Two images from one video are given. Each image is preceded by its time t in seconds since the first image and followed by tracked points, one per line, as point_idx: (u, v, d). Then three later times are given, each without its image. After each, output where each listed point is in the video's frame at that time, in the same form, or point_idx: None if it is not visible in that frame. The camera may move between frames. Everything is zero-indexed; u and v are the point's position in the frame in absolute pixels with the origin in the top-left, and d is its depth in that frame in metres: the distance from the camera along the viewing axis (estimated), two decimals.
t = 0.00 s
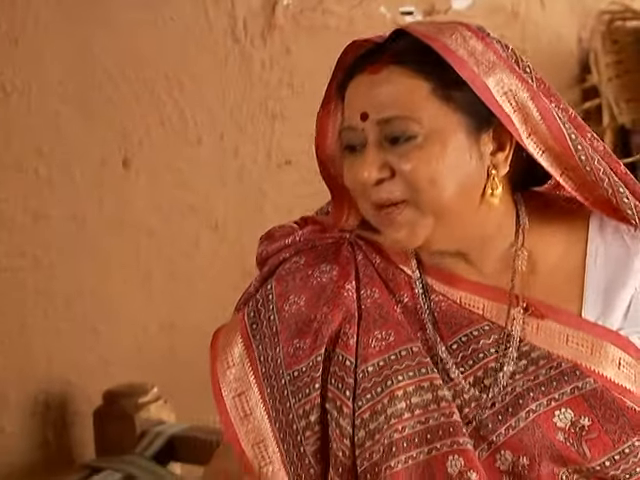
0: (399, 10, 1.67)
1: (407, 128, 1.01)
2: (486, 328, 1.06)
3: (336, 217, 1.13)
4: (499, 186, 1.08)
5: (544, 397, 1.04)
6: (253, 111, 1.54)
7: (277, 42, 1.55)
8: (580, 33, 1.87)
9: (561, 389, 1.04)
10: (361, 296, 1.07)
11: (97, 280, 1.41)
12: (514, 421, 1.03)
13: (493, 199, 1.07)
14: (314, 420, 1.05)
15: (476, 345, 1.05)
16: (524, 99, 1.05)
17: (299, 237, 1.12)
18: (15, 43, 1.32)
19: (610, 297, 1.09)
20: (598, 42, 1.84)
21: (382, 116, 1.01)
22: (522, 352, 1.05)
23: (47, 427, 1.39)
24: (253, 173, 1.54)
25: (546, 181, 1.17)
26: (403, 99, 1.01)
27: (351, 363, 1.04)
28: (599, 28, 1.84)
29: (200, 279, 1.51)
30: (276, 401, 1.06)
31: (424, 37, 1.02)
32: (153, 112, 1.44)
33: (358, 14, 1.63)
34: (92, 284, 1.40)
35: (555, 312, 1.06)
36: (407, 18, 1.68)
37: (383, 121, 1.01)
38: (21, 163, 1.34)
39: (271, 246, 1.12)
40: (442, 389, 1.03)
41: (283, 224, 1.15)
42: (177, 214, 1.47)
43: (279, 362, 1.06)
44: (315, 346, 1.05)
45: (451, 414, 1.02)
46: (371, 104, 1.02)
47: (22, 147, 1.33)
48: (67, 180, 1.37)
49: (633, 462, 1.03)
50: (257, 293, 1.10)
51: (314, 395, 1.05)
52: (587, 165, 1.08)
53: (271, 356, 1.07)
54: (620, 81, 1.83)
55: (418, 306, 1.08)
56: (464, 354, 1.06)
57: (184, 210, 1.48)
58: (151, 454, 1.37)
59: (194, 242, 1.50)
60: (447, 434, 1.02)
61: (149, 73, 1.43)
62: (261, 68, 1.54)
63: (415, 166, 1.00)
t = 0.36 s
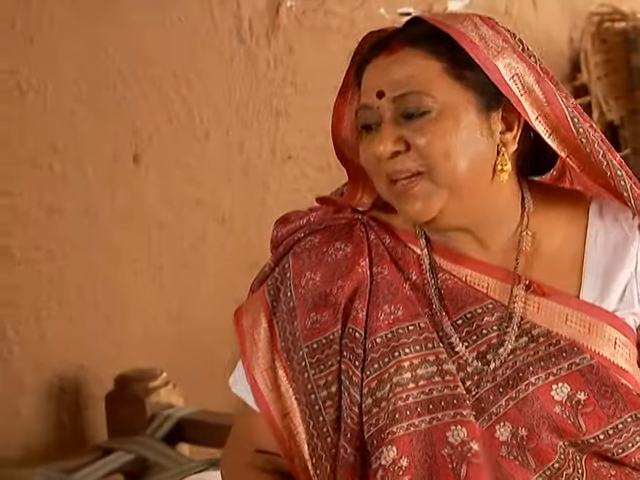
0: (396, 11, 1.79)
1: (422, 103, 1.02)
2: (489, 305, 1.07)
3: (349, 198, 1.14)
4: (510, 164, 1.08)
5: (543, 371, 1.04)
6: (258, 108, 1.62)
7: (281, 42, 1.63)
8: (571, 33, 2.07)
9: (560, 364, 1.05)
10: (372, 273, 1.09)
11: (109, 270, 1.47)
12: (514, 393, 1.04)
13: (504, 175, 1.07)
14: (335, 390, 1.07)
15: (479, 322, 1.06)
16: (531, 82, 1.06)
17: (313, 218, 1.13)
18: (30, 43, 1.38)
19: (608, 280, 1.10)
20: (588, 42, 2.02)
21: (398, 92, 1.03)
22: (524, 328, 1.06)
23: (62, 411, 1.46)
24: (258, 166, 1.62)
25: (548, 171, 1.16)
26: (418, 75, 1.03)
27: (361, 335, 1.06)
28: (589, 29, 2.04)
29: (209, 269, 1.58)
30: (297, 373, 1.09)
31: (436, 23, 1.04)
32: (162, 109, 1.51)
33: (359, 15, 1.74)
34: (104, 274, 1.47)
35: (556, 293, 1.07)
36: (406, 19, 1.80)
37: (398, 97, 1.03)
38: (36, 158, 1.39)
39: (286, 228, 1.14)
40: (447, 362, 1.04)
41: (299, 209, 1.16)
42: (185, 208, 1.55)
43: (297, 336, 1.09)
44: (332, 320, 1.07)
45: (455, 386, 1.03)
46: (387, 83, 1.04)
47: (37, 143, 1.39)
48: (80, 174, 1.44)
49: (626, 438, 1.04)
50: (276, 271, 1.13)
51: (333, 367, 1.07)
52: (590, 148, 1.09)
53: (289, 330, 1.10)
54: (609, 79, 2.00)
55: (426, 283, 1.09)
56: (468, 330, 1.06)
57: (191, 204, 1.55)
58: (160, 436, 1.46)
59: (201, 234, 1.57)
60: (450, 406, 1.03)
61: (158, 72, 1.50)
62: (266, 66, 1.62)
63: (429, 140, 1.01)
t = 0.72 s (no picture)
0: (396, 15, 1.82)
1: (422, 112, 1.05)
2: (487, 299, 1.09)
3: (355, 199, 1.16)
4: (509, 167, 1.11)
5: (539, 361, 1.07)
6: (264, 108, 1.68)
7: (286, 45, 1.69)
8: (563, 37, 2.07)
9: (555, 355, 1.07)
10: (377, 266, 1.11)
11: (122, 261, 1.55)
12: (512, 381, 1.06)
13: (502, 175, 1.10)
14: (341, 377, 1.09)
15: (478, 314, 1.08)
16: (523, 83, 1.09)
17: (319, 213, 1.15)
18: (46, 45, 1.45)
19: (601, 275, 1.12)
20: (579, 45, 2.04)
21: (399, 102, 1.06)
22: (520, 321, 1.08)
23: (77, 396, 1.53)
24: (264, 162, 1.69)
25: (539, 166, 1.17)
26: (417, 85, 1.05)
27: (366, 325, 1.08)
28: (580, 32, 2.05)
29: (217, 261, 1.65)
30: (304, 361, 1.11)
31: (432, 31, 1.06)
32: (173, 109, 1.58)
33: (358, 19, 1.78)
34: (116, 265, 1.54)
35: (550, 286, 1.11)
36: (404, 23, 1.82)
37: (399, 107, 1.06)
38: (52, 155, 1.47)
39: (293, 222, 1.16)
40: (448, 351, 1.06)
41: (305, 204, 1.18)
42: (194, 202, 1.62)
43: (304, 326, 1.10)
44: (337, 310, 1.09)
45: (455, 374, 1.05)
46: (387, 93, 1.06)
47: (54, 140, 1.47)
48: (94, 170, 1.51)
49: (618, 426, 1.07)
50: (284, 263, 1.15)
51: (339, 355, 1.09)
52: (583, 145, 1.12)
53: (295, 320, 1.11)
54: (600, 81, 2.04)
55: (427, 277, 1.11)
56: (468, 322, 1.08)
57: (200, 199, 1.62)
58: (171, 420, 1.53)
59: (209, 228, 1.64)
60: (450, 393, 1.04)
61: (169, 73, 1.57)
62: (272, 68, 1.68)
63: (430, 146, 1.04)
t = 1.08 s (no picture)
0: (402, 15, 1.92)
1: (424, 108, 1.09)
2: (486, 283, 1.14)
3: (357, 185, 1.20)
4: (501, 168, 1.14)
5: (537, 343, 1.12)
6: (275, 105, 1.76)
7: (296, 44, 1.77)
8: (562, 37, 2.22)
9: (552, 337, 1.13)
10: (379, 254, 1.15)
11: (139, 252, 1.62)
12: (510, 363, 1.12)
13: (493, 177, 1.13)
14: (342, 361, 1.15)
15: (478, 298, 1.13)
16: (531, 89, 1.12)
17: (326, 204, 1.20)
18: (67, 45, 1.51)
19: (596, 261, 1.17)
20: (577, 45, 2.17)
21: (404, 92, 1.10)
22: (520, 304, 1.13)
23: (96, 381, 1.60)
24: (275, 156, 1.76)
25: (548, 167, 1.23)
26: (424, 80, 1.09)
27: (368, 310, 1.13)
28: (578, 33, 2.18)
29: (230, 250, 1.73)
30: (307, 344, 1.17)
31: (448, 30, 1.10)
32: (188, 106, 1.65)
33: (366, 20, 1.87)
34: (134, 255, 1.61)
35: (547, 272, 1.15)
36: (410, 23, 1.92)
37: (404, 98, 1.10)
38: (73, 150, 1.53)
39: (300, 213, 1.21)
40: (448, 334, 1.11)
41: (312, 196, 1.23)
42: (207, 194, 1.69)
43: (308, 311, 1.16)
44: (341, 296, 1.14)
45: (455, 356, 1.11)
46: (395, 83, 1.10)
47: (75, 137, 1.53)
48: (112, 165, 1.57)
49: (613, 405, 1.13)
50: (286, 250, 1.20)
51: (340, 340, 1.14)
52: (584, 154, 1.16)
53: (300, 306, 1.17)
54: (598, 78, 2.13)
55: (428, 263, 1.16)
56: (468, 305, 1.14)
57: (213, 192, 1.70)
58: (185, 405, 1.60)
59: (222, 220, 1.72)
60: (451, 375, 1.10)
61: (184, 72, 1.64)
62: (282, 66, 1.76)
63: (426, 142, 1.08)
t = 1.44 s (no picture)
0: (408, 17, 1.92)
1: (428, 128, 1.15)
2: (485, 281, 1.21)
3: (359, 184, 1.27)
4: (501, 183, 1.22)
5: (532, 339, 1.20)
6: (286, 103, 1.81)
7: (306, 44, 1.82)
8: (561, 37, 2.09)
9: (547, 334, 1.21)
10: (381, 252, 1.23)
11: (156, 244, 1.71)
12: (505, 358, 1.20)
13: (493, 194, 1.21)
14: (337, 355, 1.23)
15: (476, 295, 1.21)
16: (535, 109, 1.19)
17: (332, 201, 1.27)
18: (88, 45, 1.59)
19: (591, 258, 1.25)
20: (576, 45, 2.08)
21: (410, 113, 1.15)
22: (517, 303, 1.21)
23: (116, 368, 1.70)
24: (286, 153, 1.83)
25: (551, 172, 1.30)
26: (430, 100, 1.15)
27: (369, 306, 1.20)
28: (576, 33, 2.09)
29: (244, 241, 1.81)
30: (307, 337, 1.24)
31: (458, 48, 1.16)
32: (202, 104, 1.72)
33: (374, 22, 1.89)
34: (151, 247, 1.70)
35: (544, 271, 1.23)
36: (415, 25, 1.92)
37: (410, 116, 1.15)
38: (92, 148, 1.62)
39: (308, 210, 1.28)
40: (446, 331, 1.19)
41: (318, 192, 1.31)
42: (220, 188, 1.76)
43: (310, 304, 1.23)
44: (342, 292, 1.21)
45: (453, 352, 1.18)
46: (402, 100, 1.15)
47: (94, 135, 1.62)
48: (130, 161, 1.66)
49: (605, 396, 1.22)
50: (293, 246, 1.27)
51: (338, 334, 1.22)
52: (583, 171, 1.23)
53: (303, 299, 1.24)
54: (596, 78, 2.10)
55: (428, 262, 1.23)
56: (465, 302, 1.21)
57: (227, 186, 1.77)
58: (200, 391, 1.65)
59: (234, 213, 1.79)
60: (448, 369, 1.18)
61: (199, 71, 1.71)
62: (293, 66, 1.81)
63: (429, 152, 1.15)
